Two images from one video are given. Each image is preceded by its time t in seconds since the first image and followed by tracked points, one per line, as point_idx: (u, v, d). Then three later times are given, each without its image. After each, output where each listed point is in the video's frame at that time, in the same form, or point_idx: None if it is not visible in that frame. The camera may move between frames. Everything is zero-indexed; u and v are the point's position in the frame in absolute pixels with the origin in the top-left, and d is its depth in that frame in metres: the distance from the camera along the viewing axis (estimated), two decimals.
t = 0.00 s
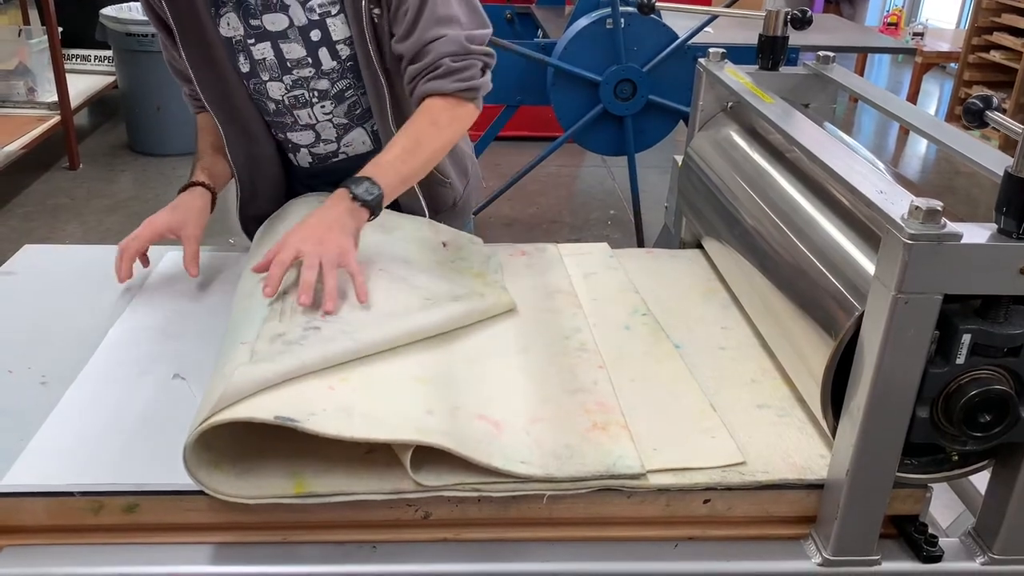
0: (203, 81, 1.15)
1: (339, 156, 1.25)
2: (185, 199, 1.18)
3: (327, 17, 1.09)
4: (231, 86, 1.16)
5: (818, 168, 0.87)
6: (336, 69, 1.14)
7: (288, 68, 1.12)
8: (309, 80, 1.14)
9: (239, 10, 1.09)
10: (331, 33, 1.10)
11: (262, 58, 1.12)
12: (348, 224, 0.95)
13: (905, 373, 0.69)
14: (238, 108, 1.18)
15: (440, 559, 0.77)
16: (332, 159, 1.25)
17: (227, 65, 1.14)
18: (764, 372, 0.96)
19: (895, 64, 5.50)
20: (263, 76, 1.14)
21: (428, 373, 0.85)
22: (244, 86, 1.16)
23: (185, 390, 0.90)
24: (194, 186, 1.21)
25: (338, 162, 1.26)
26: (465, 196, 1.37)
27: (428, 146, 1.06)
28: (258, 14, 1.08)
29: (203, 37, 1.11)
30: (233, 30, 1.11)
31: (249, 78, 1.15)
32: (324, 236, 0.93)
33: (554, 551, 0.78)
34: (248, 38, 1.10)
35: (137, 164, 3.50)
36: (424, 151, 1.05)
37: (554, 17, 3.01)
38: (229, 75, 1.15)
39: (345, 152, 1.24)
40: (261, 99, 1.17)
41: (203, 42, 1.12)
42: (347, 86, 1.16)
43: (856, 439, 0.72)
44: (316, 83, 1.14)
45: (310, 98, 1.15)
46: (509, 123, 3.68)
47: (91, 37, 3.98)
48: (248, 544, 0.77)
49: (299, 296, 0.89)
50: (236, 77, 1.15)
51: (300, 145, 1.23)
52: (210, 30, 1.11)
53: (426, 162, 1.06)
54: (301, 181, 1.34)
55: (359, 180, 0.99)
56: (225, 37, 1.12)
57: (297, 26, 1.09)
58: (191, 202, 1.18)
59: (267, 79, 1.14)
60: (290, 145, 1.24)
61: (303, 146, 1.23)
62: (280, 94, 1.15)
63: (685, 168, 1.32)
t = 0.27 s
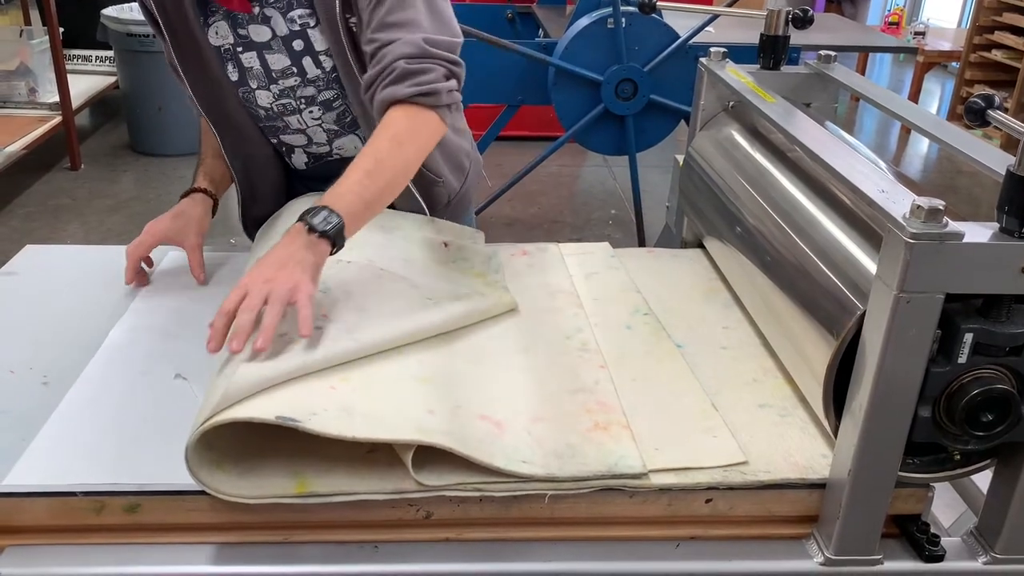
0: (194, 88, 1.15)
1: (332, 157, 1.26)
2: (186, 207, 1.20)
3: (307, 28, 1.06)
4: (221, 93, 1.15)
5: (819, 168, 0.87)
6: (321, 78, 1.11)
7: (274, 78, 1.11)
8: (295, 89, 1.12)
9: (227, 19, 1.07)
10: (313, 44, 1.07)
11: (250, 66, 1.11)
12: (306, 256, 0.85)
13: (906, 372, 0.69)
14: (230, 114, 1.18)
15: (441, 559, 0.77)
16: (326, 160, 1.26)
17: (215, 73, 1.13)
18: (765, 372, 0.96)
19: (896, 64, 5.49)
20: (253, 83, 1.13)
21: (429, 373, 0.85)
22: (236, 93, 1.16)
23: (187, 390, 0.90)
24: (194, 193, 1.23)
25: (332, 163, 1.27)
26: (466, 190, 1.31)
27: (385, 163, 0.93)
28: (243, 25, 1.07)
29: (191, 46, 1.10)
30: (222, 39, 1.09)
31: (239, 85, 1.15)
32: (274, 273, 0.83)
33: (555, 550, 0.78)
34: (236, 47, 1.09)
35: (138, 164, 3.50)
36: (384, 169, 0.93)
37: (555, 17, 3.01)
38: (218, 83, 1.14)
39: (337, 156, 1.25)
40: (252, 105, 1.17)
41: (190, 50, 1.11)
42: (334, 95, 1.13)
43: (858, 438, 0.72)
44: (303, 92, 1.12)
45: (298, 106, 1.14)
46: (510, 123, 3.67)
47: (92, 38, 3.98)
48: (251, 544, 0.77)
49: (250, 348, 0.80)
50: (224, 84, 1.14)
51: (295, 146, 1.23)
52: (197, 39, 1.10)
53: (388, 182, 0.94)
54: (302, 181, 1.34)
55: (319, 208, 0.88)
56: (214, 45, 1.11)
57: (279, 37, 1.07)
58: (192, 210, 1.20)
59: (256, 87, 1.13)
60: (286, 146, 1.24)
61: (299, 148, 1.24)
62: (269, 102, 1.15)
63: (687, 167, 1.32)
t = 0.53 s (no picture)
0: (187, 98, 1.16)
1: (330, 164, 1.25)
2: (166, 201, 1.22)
3: (287, 40, 1.07)
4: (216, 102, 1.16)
5: (820, 169, 0.87)
6: (305, 89, 1.12)
7: (261, 89, 1.12)
8: (281, 101, 1.13)
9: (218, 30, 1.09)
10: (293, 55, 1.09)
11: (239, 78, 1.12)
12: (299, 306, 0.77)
13: (907, 373, 0.69)
14: (224, 125, 1.18)
15: (443, 560, 0.77)
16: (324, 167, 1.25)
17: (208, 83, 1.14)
18: (766, 373, 0.96)
19: (896, 65, 5.49)
20: (244, 93, 1.14)
21: (430, 374, 0.85)
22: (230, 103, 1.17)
23: (189, 391, 0.90)
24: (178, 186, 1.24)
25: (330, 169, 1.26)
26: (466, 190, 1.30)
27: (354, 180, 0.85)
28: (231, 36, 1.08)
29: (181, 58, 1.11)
30: (213, 49, 1.11)
31: (231, 97, 1.16)
32: (262, 330, 0.73)
33: (556, 552, 0.78)
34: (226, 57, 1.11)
35: (138, 166, 3.51)
36: (355, 185, 0.85)
37: (555, 19, 3.01)
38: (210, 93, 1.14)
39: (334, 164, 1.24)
40: (245, 114, 1.18)
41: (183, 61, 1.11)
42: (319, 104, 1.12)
43: (859, 438, 0.72)
44: (289, 104, 1.13)
45: (285, 117, 1.15)
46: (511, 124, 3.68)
47: (92, 40, 3.98)
48: (252, 545, 0.77)
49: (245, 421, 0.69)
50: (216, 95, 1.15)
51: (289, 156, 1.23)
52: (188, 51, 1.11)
53: (364, 200, 0.86)
54: (302, 183, 1.34)
55: (302, 242, 0.80)
56: (206, 56, 1.12)
57: (263, 49, 1.08)
58: (175, 202, 1.22)
59: (247, 98, 1.15)
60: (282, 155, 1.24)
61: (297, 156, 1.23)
62: (259, 113, 1.16)
63: (687, 168, 1.31)
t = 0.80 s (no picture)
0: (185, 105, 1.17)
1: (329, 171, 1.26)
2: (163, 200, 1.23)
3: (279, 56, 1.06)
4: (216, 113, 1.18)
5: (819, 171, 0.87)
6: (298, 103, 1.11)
7: (255, 100, 1.13)
8: (275, 112, 1.13)
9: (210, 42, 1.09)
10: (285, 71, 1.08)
11: (233, 88, 1.13)
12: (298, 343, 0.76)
13: (906, 374, 0.69)
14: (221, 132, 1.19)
15: (443, 560, 0.77)
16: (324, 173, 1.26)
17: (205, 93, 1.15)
18: (766, 374, 0.96)
19: (896, 66, 5.50)
20: (239, 103, 1.15)
21: (431, 375, 0.85)
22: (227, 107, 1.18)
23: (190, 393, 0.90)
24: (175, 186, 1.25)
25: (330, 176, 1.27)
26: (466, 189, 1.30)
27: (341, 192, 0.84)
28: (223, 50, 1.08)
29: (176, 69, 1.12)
30: (207, 61, 1.11)
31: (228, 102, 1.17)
32: (260, 369, 0.72)
33: (557, 552, 0.78)
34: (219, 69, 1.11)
35: (139, 169, 3.51)
36: (341, 197, 0.83)
37: (555, 21, 3.02)
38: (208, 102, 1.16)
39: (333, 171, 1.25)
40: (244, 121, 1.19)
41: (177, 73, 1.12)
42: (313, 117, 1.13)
43: (859, 438, 0.72)
44: (283, 114, 1.13)
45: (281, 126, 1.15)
46: (511, 126, 3.68)
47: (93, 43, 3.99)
48: (254, 546, 0.77)
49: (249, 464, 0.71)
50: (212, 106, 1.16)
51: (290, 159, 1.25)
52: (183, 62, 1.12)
53: (352, 210, 0.84)
54: (303, 185, 1.34)
55: (298, 267, 0.79)
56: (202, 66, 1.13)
57: (256, 62, 1.08)
58: (172, 201, 1.22)
59: (242, 106, 1.15)
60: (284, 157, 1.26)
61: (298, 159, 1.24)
62: (255, 120, 1.16)
63: (687, 170, 1.32)
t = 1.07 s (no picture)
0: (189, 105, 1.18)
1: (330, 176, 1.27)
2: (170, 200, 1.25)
3: (283, 59, 1.06)
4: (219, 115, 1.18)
5: (820, 173, 0.88)
6: (302, 105, 1.12)
7: (259, 103, 1.13)
8: (279, 114, 1.14)
9: (213, 46, 1.09)
10: (290, 74, 1.08)
11: (237, 90, 1.13)
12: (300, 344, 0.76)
13: (906, 374, 0.70)
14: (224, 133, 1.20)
15: (444, 561, 0.77)
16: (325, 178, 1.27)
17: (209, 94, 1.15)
18: (767, 376, 0.96)
19: (897, 69, 5.50)
20: (244, 104, 1.15)
21: (432, 377, 0.86)
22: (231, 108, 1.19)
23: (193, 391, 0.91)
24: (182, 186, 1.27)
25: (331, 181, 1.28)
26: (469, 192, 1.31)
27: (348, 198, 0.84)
28: (226, 53, 1.08)
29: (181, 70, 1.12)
30: (211, 63, 1.12)
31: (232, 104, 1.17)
32: (261, 370, 0.72)
33: (557, 552, 0.79)
34: (223, 72, 1.11)
35: (141, 171, 3.52)
36: (350, 202, 0.84)
37: (555, 23, 3.02)
38: (212, 104, 1.16)
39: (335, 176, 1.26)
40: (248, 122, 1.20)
41: (182, 74, 1.12)
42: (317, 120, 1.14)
43: (859, 438, 0.72)
44: (287, 117, 1.14)
45: (285, 128, 1.16)
46: (511, 129, 3.68)
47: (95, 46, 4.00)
48: (256, 546, 0.77)
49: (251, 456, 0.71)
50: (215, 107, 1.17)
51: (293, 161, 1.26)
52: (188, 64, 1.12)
53: (360, 216, 0.84)
54: (306, 186, 1.35)
55: (304, 270, 0.79)
56: (206, 67, 1.13)
57: (260, 66, 1.08)
58: (180, 201, 1.24)
59: (247, 108, 1.16)
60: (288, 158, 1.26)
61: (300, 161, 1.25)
62: (260, 121, 1.17)
63: (688, 172, 1.32)
